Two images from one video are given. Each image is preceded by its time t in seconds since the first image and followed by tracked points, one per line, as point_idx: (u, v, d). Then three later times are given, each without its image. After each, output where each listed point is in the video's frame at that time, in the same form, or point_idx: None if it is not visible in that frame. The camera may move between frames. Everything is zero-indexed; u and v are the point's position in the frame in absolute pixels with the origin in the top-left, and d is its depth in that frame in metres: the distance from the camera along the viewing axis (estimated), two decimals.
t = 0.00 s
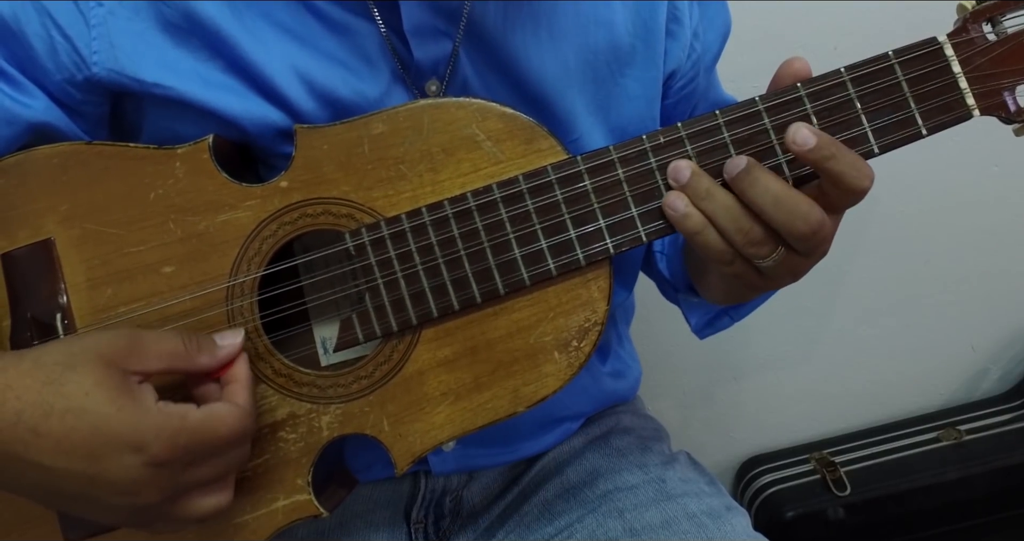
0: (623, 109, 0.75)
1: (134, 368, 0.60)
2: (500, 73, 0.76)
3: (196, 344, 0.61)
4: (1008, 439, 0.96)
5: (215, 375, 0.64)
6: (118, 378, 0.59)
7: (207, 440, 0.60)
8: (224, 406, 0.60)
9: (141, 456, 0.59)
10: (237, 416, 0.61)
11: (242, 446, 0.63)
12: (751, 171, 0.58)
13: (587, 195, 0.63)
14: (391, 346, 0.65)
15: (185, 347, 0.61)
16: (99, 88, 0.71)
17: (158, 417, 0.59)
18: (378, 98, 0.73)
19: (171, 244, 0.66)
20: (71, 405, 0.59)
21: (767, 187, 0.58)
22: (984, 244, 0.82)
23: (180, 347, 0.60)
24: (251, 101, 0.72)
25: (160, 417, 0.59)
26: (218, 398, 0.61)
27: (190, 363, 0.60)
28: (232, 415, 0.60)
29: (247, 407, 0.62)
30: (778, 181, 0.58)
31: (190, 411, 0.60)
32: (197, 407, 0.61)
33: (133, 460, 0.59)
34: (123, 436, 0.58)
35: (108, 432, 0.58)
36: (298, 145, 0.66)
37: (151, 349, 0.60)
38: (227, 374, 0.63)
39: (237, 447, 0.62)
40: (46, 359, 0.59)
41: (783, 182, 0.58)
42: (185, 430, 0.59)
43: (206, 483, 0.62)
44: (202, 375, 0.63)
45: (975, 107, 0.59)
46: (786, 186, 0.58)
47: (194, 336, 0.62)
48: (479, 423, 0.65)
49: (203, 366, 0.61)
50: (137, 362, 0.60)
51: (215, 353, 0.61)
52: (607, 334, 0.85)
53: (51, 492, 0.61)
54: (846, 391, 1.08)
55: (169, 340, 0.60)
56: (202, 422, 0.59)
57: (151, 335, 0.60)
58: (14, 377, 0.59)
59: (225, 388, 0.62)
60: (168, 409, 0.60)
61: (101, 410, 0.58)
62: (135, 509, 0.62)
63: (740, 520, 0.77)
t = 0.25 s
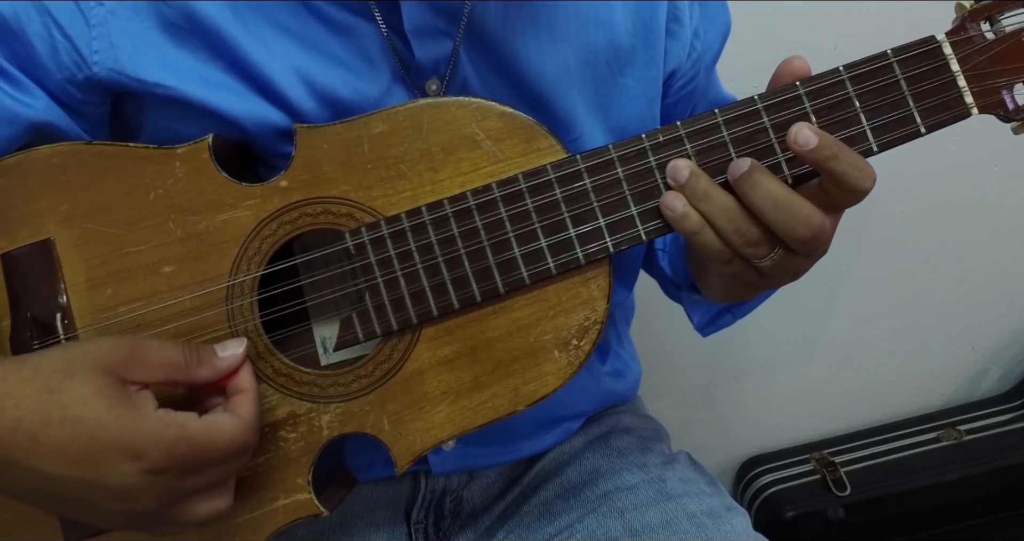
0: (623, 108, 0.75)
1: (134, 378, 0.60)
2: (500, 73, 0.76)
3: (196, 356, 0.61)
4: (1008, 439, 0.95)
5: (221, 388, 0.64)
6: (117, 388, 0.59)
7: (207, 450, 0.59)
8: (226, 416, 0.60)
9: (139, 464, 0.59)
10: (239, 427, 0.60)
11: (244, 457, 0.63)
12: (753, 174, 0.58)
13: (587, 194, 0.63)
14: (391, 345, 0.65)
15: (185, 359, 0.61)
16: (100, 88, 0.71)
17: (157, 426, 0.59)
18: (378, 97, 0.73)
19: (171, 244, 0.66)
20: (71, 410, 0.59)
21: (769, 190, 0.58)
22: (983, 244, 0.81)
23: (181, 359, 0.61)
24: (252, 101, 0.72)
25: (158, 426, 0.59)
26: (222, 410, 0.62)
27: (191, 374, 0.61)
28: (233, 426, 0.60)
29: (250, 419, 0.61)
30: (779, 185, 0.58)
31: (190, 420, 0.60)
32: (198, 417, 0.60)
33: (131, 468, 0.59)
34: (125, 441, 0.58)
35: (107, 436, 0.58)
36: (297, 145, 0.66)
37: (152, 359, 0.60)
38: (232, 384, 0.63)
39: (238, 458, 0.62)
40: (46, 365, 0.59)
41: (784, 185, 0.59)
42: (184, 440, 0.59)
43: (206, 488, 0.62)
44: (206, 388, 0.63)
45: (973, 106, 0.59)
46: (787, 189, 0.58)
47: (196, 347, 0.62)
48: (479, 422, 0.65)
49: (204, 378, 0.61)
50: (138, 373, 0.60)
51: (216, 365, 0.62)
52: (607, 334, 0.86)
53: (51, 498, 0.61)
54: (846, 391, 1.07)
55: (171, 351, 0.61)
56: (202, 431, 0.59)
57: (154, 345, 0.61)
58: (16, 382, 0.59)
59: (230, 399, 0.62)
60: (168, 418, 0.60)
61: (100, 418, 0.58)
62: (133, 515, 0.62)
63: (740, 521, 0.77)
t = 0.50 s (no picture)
0: (623, 107, 0.76)
1: (132, 389, 0.60)
2: (501, 73, 0.76)
3: (196, 373, 0.61)
4: (1008, 439, 0.96)
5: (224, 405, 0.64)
6: (116, 397, 0.59)
7: (202, 466, 0.59)
8: (224, 435, 0.60)
9: (131, 475, 0.59)
10: (235, 446, 0.60)
11: (239, 474, 0.63)
12: (757, 178, 0.58)
13: (587, 193, 0.63)
14: (392, 344, 0.66)
15: (185, 377, 0.61)
16: (101, 86, 0.71)
17: (154, 438, 0.59)
18: (379, 97, 0.74)
19: (172, 243, 0.66)
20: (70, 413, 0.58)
21: (772, 195, 0.58)
22: (983, 244, 0.82)
23: (182, 375, 0.60)
24: (253, 101, 0.72)
25: (155, 438, 0.59)
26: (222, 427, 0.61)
27: (191, 391, 0.61)
28: (230, 445, 0.60)
29: (248, 439, 0.61)
30: (783, 189, 0.58)
31: (187, 435, 0.60)
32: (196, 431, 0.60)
33: (124, 478, 0.59)
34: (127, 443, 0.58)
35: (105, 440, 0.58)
36: (298, 144, 0.66)
37: (152, 373, 0.60)
38: (234, 402, 0.62)
39: (232, 476, 0.62)
40: (46, 370, 0.59)
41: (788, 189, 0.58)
42: (180, 452, 0.59)
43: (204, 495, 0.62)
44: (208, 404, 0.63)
45: (971, 105, 0.59)
46: (791, 193, 0.58)
47: (196, 364, 0.62)
48: (480, 421, 0.65)
49: (204, 396, 0.61)
50: (138, 387, 0.60)
51: (217, 383, 0.61)
52: (606, 333, 0.86)
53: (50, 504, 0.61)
54: (846, 391, 1.07)
55: (172, 367, 0.61)
56: (200, 445, 0.59)
57: (156, 360, 0.60)
58: (17, 386, 0.59)
59: (232, 417, 0.62)
60: (164, 430, 0.60)
61: (95, 429, 0.58)
62: (127, 525, 0.62)
63: (740, 521, 0.77)
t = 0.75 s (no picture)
0: (620, 108, 0.75)
1: (135, 391, 0.60)
2: (499, 73, 0.76)
3: (196, 374, 0.62)
4: (1008, 439, 0.94)
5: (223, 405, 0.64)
6: (119, 399, 0.60)
7: (202, 465, 0.60)
8: (223, 433, 0.60)
9: (132, 476, 0.59)
10: (235, 445, 0.60)
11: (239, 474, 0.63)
12: (784, 173, 0.58)
13: (585, 191, 0.63)
14: (390, 342, 0.66)
15: (186, 377, 0.61)
16: (100, 86, 0.71)
17: (154, 438, 0.59)
18: (377, 97, 0.73)
19: (170, 242, 0.66)
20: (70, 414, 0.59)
21: (801, 188, 0.58)
22: (981, 243, 0.81)
23: (182, 376, 0.61)
24: (253, 101, 0.72)
25: (155, 439, 0.59)
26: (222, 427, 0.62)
27: (191, 391, 0.61)
28: (230, 444, 0.60)
29: (248, 438, 0.61)
30: (811, 182, 0.58)
31: (187, 435, 0.60)
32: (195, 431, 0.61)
33: (125, 480, 0.59)
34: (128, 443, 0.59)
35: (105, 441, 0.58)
36: (296, 143, 0.66)
37: (153, 375, 0.60)
38: (234, 402, 0.63)
39: (232, 475, 0.62)
40: (48, 372, 0.59)
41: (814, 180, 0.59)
42: (181, 454, 0.59)
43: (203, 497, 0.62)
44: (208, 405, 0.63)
45: (971, 100, 0.59)
46: (819, 185, 0.59)
47: (196, 365, 0.62)
48: (479, 420, 0.65)
49: (205, 396, 0.61)
50: (139, 388, 0.60)
51: (217, 383, 0.62)
52: (605, 333, 0.86)
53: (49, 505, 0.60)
54: (845, 391, 1.06)
55: (173, 368, 0.61)
56: (200, 445, 0.60)
57: (156, 361, 0.61)
58: (17, 387, 0.59)
59: (231, 417, 0.62)
60: (165, 431, 0.60)
61: (97, 429, 0.59)
62: (126, 529, 0.62)
63: (740, 521, 0.76)
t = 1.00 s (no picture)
0: (619, 109, 0.75)
1: (137, 395, 0.60)
2: (498, 75, 0.76)
3: (197, 377, 0.62)
4: (1009, 439, 0.93)
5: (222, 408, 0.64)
6: (122, 404, 0.59)
7: (202, 468, 0.60)
8: (223, 435, 0.61)
9: (135, 481, 0.59)
10: (235, 447, 0.61)
11: (239, 475, 0.63)
12: (783, 179, 0.59)
13: (584, 191, 0.63)
14: (389, 343, 0.65)
15: (187, 381, 0.61)
16: (98, 89, 0.71)
17: (155, 442, 0.59)
18: (376, 99, 0.73)
19: (169, 243, 0.66)
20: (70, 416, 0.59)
21: (803, 191, 0.59)
22: (982, 243, 0.81)
23: (183, 379, 0.61)
24: (252, 103, 0.73)
25: (156, 443, 0.59)
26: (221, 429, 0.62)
27: (192, 394, 0.61)
28: (230, 447, 0.60)
29: (248, 441, 0.62)
30: (814, 185, 0.59)
31: (188, 439, 0.60)
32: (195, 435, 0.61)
33: (128, 484, 0.60)
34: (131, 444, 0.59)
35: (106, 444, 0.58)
36: (295, 144, 0.66)
37: (153, 380, 0.61)
38: (233, 405, 0.63)
39: (232, 477, 0.62)
40: (50, 376, 0.59)
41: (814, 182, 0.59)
42: (182, 457, 0.59)
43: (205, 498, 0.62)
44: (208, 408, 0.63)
45: (971, 99, 0.59)
46: (821, 186, 0.59)
47: (196, 370, 0.63)
48: (478, 420, 0.65)
49: (206, 399, 0.61)
50: (141, 392, 0.60)
51: (217, 386, 0.62)
52: (606, 333, 0.86)
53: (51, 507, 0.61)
54: (846, 393, 1.06)
55: (173, 372, 0.61)
56: (201, 448, 0.60)
57: (158, 366, 0.61)
58: (18, 389, 0.59)
59: (231, 420, 0.63)
60: (166, 435, 0.60)
61: (99, 433, 0.59)
62: (128, 532, 0.62)
63: (740, 521, 0.76)
